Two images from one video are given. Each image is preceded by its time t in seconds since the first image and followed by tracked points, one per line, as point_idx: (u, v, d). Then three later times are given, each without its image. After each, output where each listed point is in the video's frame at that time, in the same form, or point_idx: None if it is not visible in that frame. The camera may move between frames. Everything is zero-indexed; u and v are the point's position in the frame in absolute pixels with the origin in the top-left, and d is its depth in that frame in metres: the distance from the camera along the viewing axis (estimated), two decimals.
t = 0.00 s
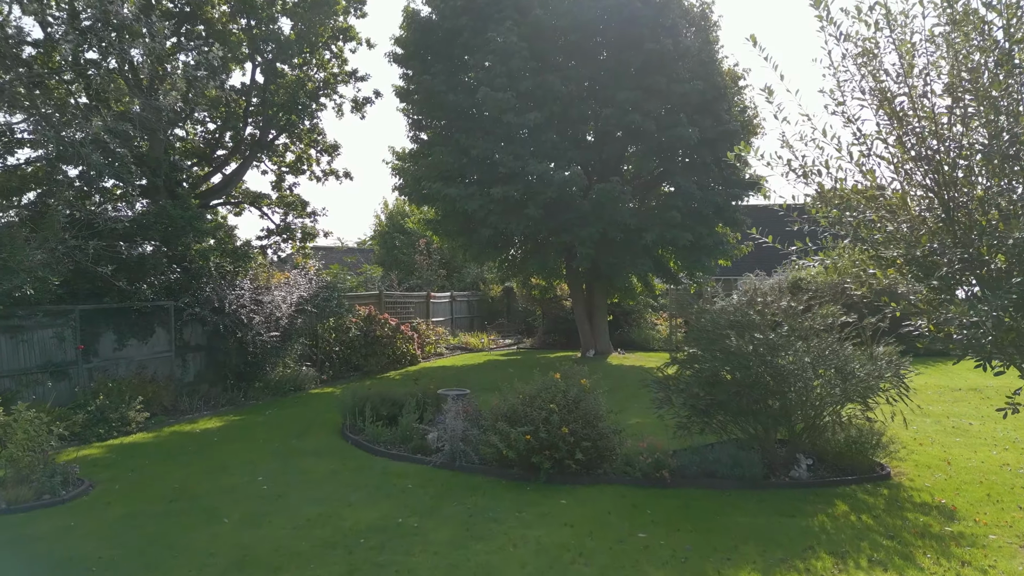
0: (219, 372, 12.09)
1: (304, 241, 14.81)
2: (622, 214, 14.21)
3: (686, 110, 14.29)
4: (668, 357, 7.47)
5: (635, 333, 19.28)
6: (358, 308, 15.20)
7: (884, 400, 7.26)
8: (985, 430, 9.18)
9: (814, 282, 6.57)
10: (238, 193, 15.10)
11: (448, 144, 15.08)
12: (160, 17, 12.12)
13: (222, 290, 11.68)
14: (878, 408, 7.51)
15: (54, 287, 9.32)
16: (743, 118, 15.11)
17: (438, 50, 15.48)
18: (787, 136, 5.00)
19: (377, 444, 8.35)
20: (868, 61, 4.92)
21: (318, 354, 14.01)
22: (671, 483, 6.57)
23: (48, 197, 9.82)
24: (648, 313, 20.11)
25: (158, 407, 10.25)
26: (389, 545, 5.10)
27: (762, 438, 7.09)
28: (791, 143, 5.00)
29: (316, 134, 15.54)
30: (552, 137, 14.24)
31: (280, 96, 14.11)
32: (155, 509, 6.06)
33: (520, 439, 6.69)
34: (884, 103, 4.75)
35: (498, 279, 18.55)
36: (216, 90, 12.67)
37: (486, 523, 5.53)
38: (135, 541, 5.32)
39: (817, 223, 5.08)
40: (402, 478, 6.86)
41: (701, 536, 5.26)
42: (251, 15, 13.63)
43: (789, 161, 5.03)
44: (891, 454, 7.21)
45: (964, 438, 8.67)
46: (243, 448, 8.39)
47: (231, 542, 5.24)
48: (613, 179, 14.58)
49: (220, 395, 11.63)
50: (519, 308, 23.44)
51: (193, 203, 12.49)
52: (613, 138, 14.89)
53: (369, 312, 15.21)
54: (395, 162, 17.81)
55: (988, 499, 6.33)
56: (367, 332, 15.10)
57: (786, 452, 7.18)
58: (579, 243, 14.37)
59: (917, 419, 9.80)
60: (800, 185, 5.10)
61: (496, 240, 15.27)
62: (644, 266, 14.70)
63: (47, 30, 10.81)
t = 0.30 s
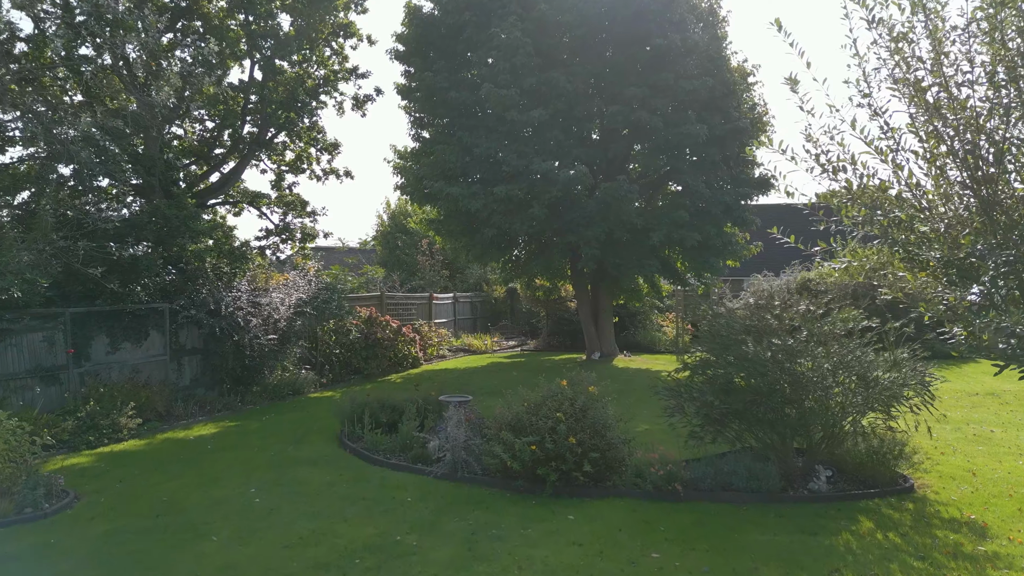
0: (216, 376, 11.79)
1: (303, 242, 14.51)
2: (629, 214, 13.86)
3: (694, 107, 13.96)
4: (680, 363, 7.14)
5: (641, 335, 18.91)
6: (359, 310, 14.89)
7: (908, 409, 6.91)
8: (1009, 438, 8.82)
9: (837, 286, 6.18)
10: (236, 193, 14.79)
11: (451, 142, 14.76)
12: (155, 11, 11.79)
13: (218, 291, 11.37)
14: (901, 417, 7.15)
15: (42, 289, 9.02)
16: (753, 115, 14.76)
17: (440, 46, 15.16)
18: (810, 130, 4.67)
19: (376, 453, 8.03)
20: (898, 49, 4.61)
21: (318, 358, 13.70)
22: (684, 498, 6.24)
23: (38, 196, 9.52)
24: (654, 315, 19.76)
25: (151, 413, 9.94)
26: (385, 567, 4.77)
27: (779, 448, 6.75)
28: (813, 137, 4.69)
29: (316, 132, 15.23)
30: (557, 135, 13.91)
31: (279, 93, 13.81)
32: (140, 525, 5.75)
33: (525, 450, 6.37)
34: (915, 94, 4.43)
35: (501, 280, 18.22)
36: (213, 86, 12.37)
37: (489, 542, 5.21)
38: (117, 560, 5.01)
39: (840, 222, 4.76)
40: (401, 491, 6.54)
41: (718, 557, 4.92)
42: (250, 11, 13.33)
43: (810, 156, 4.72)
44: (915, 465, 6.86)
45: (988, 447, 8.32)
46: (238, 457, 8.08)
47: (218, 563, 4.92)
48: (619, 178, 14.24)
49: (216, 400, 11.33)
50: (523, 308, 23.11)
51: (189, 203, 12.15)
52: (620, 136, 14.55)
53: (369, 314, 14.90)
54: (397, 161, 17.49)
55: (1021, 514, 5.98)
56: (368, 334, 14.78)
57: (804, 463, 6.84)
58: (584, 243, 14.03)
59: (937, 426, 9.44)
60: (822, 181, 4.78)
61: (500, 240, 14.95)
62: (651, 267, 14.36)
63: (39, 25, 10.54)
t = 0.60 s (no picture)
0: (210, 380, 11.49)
1: (301, 242, 14.22)
2: (634, 213, 13.54)
3: (701, 104, 13.63)
4: (690, 369, 6.82)
5: (646, 337, 18.61)
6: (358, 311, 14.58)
7: (932, 418, 6.57)
8: None
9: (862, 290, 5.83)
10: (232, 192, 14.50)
11: (452, 140, 14.45)
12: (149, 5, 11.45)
13: (213, 293, 11.08)
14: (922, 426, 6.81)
15: (27, 291, 8.71)
16: (761, 111, 14.45)
17: (442, 42, 14.84)
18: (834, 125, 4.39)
19: (373, 461, 7.72)
20: (928, 35, 4.32)
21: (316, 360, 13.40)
22: (697, 512, 5.92)
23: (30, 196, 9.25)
24: (659, 316, 19.45)
25: (143, 418, 9.64)
26: None
27: (796, 459, 6.42)
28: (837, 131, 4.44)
29: (315, 130, 14.92)
30: (561, 133, 13.58)
31: (276, 90, 13.51)
32: (122, 541, 5.45)
33: (529, 461, 6.05)
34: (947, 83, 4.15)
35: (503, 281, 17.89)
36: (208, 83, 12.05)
37: (490, 561, 4.90)
38: None
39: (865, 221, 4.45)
40: (398, 504, 6.23)
41: None
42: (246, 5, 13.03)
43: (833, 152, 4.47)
44: (939, 477, 6.53)
45: (1011, 456, 7.98)
46: (229, 466, 7.77)
47: None
48: (624, 176, 13.92)
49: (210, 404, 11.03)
50: (526, 309, 22.79)
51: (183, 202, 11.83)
52: (624, 133, 14.24)
53: (369, 316, 14.60)
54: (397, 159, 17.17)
55: None
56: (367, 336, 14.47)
57: (821, 474, 6.52)
58: (588, 243, 13.70)
59: (956, 433, 9.10)
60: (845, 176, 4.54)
61: (502, 240, 14.62)
62: (657, 268, 14.03)
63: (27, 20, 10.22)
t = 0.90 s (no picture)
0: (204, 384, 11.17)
1: (298, 242, 13.90)
2: (639, 213, 13.21)
3: (708, 101, 13.30)
4: (702, 375, 6.48)
5: (650, 339, 18.27)
6: (356, 313, 14.27)
7: (957, 427, 6.22)
8: None
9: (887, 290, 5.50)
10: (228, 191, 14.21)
11: (452, 138, 14.14)
12: None
13: (207, 294, 10.77)
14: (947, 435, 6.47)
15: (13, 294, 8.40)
16: (769, 108, 14.11)
17: (442, 38, 14.51)
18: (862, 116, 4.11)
19: (370, 471, 7.42)
20: (964, 19, 4.02)
21: (313, 363, 13.09)
22: (709, 527, 5.60)
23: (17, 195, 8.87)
24: (663, 318, 19.11)
25: (132, 425, 9.32)
26: None
27: (813, 471, 6.09)
28: (863, 122, 4.19)
29: (312, 128, 14.61)
30: (564, 130, 13.24)
31: (273, 87, 13.20)
32: (100, 559, 5.14)
33: (533, 474, 5.73)
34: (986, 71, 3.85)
35: (505, 281, 17.57)
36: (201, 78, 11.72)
37: None
38: None
39: (895, 220, 4.12)
40: (394, 519, 5.91)
41: None
42: None
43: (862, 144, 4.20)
44: (964, 489, 6.19)
45: None
46: (219, 476, 7.46)
47: None
48: (629, 175, 13.59)
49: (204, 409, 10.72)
50: (528, 310, 22.49)
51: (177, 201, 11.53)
52: (629, 130, 13.92)
53: (368, 318, 14.28)
54: (397, 158, 16.85)
55: None
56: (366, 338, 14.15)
57: (840, 487, 6.19)
58: (592, 243, 13.37)
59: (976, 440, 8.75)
60: (872, 171, 4.28)
61: (504, 240, 14.30)
62: (662, 269, 13.70)
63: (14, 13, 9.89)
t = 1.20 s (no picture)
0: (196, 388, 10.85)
1: (295, 241, 13.58)
2: (644, 212, 12.88)
3: (715, 97, 12.98)
4: (714, 382, 6.15)
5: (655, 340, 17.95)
6: (355, 314, 13.96)
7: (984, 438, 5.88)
8: None
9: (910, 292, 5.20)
10: (223, 189, 13.90)
11: (452, 135, 13.82)
12: None
13: (199, 296, 10.46)
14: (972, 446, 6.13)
15: None
16: (778, 105, 13.79)
17: (442, 33, 14.18)
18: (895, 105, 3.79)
19: (365, 480, 7.10)
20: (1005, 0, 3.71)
21: (309, 366, 12.77)
22: (723, 545, 5.27)
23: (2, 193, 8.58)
24: (668, 319, 18.79)
25: (120, 431, 9.01)
26: None
27: (833, 484, 5.76)
28: (895, 111, 3.88)
29: (310, 125, 14.30)
30: (567, 127, 12.92)
31: (269, 83, 12.90)
32: None
33: (536, 488, 5.41)
34: None
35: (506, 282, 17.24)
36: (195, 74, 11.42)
37: None
38: None
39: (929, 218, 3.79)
40: (389, 534, 5.59)
41: None
42: None
43: (893, 135, 3.88)
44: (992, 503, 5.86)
45: None
46: (208, 487, 7.13)
47: None
48: (634, 173, 13.26)
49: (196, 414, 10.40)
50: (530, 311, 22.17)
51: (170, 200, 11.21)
52: (633, 127, 13.59)
53: (366, 320, 13.96)
54: (396, 156, 16.52)
55: None
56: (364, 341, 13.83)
57: (860, 500, 5.86)
58: (595, 243, 13.04)
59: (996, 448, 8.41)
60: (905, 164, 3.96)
61: (506, 240, 13.97)
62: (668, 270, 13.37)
63: None
